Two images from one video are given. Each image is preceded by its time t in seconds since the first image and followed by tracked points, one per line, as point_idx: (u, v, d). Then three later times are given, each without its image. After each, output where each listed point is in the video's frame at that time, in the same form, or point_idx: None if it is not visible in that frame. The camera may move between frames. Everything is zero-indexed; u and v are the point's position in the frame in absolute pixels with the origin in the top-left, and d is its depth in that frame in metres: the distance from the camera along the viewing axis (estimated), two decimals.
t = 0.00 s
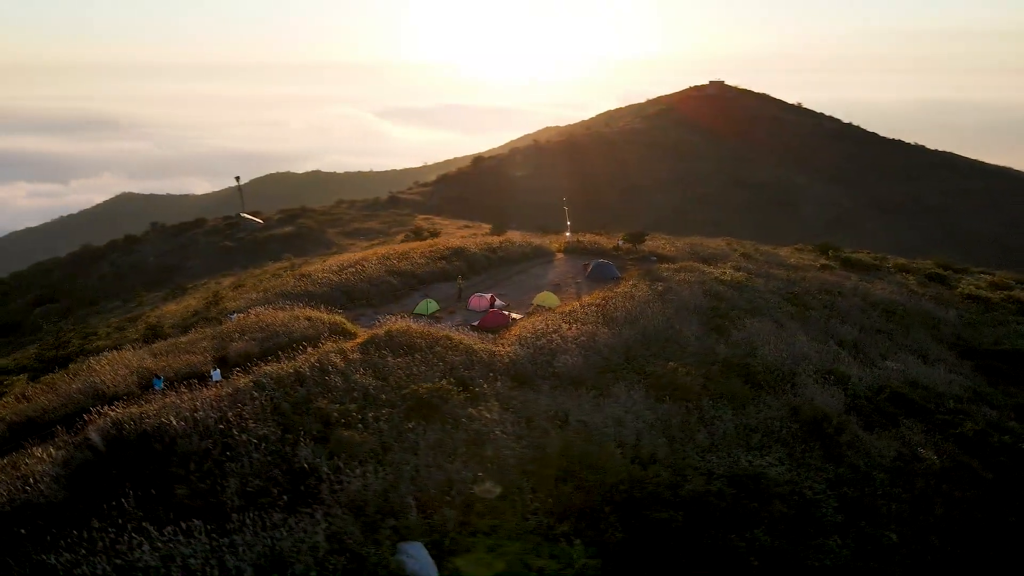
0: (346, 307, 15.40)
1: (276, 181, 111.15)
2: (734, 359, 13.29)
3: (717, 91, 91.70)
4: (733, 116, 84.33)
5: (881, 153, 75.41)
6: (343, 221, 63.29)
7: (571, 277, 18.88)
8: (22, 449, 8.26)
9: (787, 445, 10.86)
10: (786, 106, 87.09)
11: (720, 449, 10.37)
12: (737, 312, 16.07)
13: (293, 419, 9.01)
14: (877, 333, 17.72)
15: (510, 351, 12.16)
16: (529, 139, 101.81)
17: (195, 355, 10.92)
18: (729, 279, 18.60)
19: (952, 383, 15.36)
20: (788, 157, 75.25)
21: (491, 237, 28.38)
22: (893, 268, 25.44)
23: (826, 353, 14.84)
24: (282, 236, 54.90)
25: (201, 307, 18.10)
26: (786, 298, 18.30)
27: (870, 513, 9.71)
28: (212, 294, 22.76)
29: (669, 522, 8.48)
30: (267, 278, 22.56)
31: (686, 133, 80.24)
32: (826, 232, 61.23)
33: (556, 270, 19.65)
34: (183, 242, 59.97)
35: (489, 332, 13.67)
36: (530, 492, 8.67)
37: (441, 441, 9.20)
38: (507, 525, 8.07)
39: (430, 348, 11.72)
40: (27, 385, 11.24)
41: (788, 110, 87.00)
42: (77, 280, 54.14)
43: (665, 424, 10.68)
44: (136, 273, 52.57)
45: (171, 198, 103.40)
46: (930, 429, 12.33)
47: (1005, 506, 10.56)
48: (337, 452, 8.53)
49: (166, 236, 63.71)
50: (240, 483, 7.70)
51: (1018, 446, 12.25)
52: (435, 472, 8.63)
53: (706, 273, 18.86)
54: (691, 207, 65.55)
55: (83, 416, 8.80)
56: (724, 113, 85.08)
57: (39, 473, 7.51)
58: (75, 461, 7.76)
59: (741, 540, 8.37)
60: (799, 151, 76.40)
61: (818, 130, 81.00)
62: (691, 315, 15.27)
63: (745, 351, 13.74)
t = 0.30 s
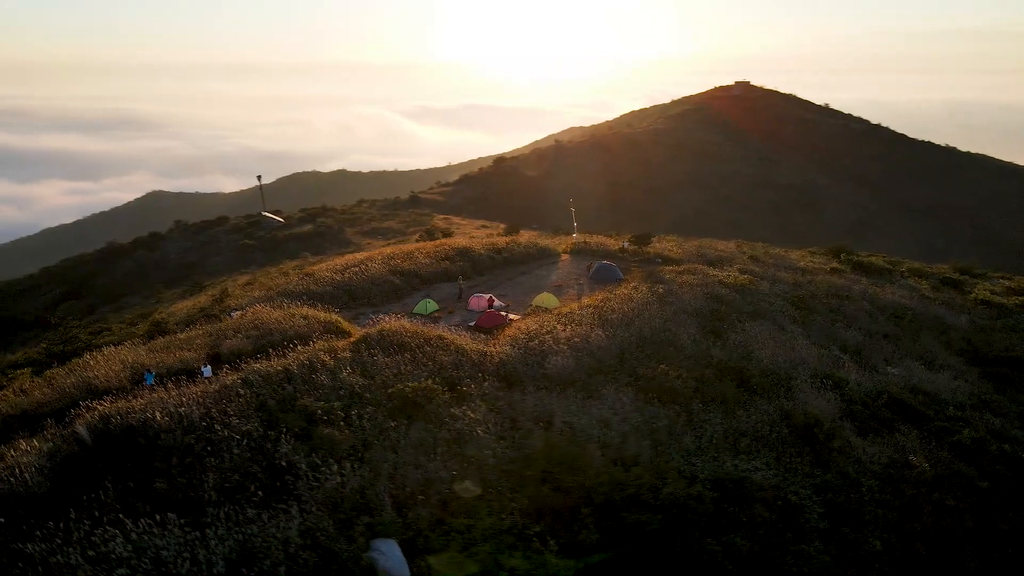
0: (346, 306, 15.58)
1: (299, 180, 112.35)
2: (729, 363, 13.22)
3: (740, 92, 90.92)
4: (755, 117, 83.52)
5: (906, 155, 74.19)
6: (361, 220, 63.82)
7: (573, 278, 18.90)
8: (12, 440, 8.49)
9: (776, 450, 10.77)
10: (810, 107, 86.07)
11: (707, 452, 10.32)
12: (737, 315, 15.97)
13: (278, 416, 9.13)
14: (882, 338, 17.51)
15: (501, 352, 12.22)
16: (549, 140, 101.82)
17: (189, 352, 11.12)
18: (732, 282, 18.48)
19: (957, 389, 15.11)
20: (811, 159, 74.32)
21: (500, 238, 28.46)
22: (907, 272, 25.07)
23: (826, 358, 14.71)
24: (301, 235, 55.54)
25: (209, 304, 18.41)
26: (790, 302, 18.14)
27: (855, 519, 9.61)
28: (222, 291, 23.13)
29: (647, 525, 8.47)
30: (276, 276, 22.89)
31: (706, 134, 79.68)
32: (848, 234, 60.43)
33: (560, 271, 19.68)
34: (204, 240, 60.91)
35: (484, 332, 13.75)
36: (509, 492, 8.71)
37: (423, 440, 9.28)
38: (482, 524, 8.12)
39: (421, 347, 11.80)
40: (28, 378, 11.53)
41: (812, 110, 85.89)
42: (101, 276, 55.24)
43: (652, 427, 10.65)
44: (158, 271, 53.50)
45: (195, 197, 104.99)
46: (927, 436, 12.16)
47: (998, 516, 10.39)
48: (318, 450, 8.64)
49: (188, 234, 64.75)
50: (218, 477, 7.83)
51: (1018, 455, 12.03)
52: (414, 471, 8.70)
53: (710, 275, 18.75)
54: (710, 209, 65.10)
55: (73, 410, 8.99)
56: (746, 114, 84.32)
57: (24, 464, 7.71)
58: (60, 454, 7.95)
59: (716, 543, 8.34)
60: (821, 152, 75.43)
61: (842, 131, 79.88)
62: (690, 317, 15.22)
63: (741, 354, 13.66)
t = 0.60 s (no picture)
0: (346, 305, 15.73)
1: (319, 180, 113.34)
2: (724, 365, 13.15)
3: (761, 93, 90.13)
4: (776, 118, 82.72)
5: (930, 156, 73.00)
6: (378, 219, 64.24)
7: (576, 279, 18.91)
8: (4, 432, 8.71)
9: (765, 454, 10.70)
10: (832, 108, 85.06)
11: (693, 455, 10.28)
12: (737, 318, 15.88)
13: (263, 412, 9.27)
14: (887, 342, 17.29)
15: (493, 352, 12.27)
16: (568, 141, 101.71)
17: (184, 349, 11.31)
18: (736, 284, 18.35)
19: (960, 395, 14.87)
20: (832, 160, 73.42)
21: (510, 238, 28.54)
22: (920, 276, 24.70)
23: (825, 363, 14.57)
24: (317, 234, 56.05)
25: (215, 301, 18.68)
26: (794, 305, 17.98)
27: (841, 525, 9.53)
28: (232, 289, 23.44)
29: (625, 527, 8.48)
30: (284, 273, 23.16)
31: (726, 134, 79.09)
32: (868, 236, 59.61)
33: (563, 271, 19.69)
34: (224, 239, 61.70)
35: (480, 332, 13.81)
36: (488, 491, 8.77)
37: (406, 439, 9.36)
38: (459, 522, 8.18)
39: (413, 346, 11.89)
40: (29, 372, 11.81)
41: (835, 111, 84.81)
42: (123, 273, 56.18)
43: (639, 429, 10.64)
44: (178, 268, 54.28)
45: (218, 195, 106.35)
46: (923, 443, 12.00)
47: (992, 524, 10.22)
48: (300, 447, 8.76)
49: (209, 232, 65.62)
50: (199, 472, 7.98)
51: (1017, 463, 11.83)
52: (396, 468, 8.80)
53: (714, 277, 18.64)
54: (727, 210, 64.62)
55: (64, 403, 9.21)
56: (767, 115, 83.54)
57: (12, 456, 7.92)
58: (48, 447, 8.16)
59: (694, 546, 8.33)
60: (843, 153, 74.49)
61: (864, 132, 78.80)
62: (688, 319, 15.16)
63: (737, 357, 13.59)
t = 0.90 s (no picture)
0: (346, 304, 15.88)
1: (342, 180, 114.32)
2: (719, 369, 13.06)
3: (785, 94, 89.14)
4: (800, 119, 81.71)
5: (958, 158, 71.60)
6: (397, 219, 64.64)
7: (579, 280, 18.88)
8: None
9: (752, 458, 10.62)
10: (857, 109, 83.87)
11: (677, 458, 10.24)
12: (737, 321, 15.75)
13: (247, 408, 9.42)
14: (893, 347, 17.05)
15: (485, 352, 12.33)
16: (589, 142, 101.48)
17: (179, 345, 11.52)
18: (740, 287, 18.20)
19: (964, 402, 14.61)
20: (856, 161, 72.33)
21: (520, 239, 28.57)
22: (935, 280, 24.29)
23: (824, 368, 14.41)
24: (336, 233, 56.56)
25: (222, 298, 18.95)
26: (799, 308, 17.79)
27: (825, 531, 9.42)
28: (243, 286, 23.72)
29: (600, 529, 8.47)
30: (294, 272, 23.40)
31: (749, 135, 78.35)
32: (893, 238, 58.62)
33: (567, 273, 19.67)
34: (245, 237, 62.52)
35: (475, 331, 13.87)
36: (465, 490, 8.82)
37: (388, 437, 9.44)
38: (433, 520, 8.25)
39: (404, 346, 11.99)
40: (31, 364, 12.09)
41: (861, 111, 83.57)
42: (147, 270, 57.13)
43: (624, 431, 10.62)
44: (200, 265, 55.11)
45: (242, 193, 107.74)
46: (918, 450, 11.82)
47: (984, 534, 10.03)
48: (281, 443, 8.90)
49: (231, 230, 66.52)
50: (179, 466, 8.14)
51: (1014, 472, 11.61)
52: (375, 466, 8.89)
53: (718, 280, 18.51)
54: (748, 212, 64.02)
55: (56, 396, 9.43)
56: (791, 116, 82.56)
57: None
58: (35, 439, 8.37)
59: (667, 550, 8.32)
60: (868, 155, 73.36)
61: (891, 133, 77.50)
62: (687, 322, 15.08)
63: (733, 361, 13.50)
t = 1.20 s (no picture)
0: (346, 303, 16.04)
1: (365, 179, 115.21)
2: (713, 372, 12.98)
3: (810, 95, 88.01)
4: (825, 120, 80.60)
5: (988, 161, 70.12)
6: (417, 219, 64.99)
7: (582, 281, 18.86)
8: None
9: (739, 463, 10.53)
10: (884, 110, 82.57)
11: (661, 461, 10.19)
12: (737, 324, 15.63)
13: (233, 404, 9.58)
14: (899, 352, 16.78)
15: (476, 352, 12.38)
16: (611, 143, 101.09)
17: (174, 342, 11.74)
18: (744, 290, 18.04)
19: (968, 410, 14.35)
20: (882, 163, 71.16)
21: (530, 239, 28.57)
22: (950, 286, 23.85)
23: (823, 374, 14.25)
24: (355, 233, 57.04)
25: (229, 295, 19.23)
26: (803, 312, 17.59)
27: (808, 538, 9.31)
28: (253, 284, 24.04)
29: (574, 531, 8.48)
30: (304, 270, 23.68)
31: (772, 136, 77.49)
32: (918, 241, 57.57)
33: (571, 274, 19.65)
34: (267, 236, 63.30)
35: (469, 331, 13.93)
36: (443, 489, 8.87)
37: (370, 435, 9.53)
38: (407, 519, 8.31)
39: (395, 345, 12.09)
40: (33, 358, 12.39)
41: (888, 113, 82.18)
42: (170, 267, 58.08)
43: (609, 433, 10.59)
44: (222, 263, 55.91)
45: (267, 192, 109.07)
46: (913, 458, 11.64)
47: (973, 544, 9.85)
48: (262, 439, 9.04)
49: (253, 228, 67.39)
50: (160, 460, 8.32)
51: (1012, 482, 11.37)
52: (354, 463, 8.98)
53: (722, 283, 18.37)
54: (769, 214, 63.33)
55: (48, 389, 9.65)
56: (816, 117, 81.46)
57: None
58: (24, 431, 8.60)
59: (640, 552, 8.30)
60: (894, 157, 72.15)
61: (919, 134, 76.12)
62: (685, 324, 14.99)
63: (728, 365, 13.40)
